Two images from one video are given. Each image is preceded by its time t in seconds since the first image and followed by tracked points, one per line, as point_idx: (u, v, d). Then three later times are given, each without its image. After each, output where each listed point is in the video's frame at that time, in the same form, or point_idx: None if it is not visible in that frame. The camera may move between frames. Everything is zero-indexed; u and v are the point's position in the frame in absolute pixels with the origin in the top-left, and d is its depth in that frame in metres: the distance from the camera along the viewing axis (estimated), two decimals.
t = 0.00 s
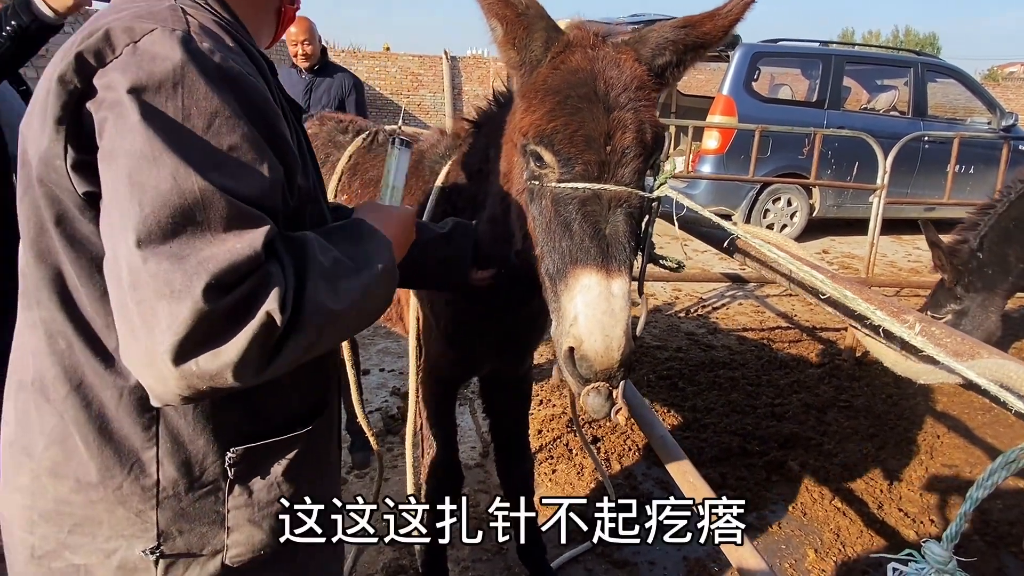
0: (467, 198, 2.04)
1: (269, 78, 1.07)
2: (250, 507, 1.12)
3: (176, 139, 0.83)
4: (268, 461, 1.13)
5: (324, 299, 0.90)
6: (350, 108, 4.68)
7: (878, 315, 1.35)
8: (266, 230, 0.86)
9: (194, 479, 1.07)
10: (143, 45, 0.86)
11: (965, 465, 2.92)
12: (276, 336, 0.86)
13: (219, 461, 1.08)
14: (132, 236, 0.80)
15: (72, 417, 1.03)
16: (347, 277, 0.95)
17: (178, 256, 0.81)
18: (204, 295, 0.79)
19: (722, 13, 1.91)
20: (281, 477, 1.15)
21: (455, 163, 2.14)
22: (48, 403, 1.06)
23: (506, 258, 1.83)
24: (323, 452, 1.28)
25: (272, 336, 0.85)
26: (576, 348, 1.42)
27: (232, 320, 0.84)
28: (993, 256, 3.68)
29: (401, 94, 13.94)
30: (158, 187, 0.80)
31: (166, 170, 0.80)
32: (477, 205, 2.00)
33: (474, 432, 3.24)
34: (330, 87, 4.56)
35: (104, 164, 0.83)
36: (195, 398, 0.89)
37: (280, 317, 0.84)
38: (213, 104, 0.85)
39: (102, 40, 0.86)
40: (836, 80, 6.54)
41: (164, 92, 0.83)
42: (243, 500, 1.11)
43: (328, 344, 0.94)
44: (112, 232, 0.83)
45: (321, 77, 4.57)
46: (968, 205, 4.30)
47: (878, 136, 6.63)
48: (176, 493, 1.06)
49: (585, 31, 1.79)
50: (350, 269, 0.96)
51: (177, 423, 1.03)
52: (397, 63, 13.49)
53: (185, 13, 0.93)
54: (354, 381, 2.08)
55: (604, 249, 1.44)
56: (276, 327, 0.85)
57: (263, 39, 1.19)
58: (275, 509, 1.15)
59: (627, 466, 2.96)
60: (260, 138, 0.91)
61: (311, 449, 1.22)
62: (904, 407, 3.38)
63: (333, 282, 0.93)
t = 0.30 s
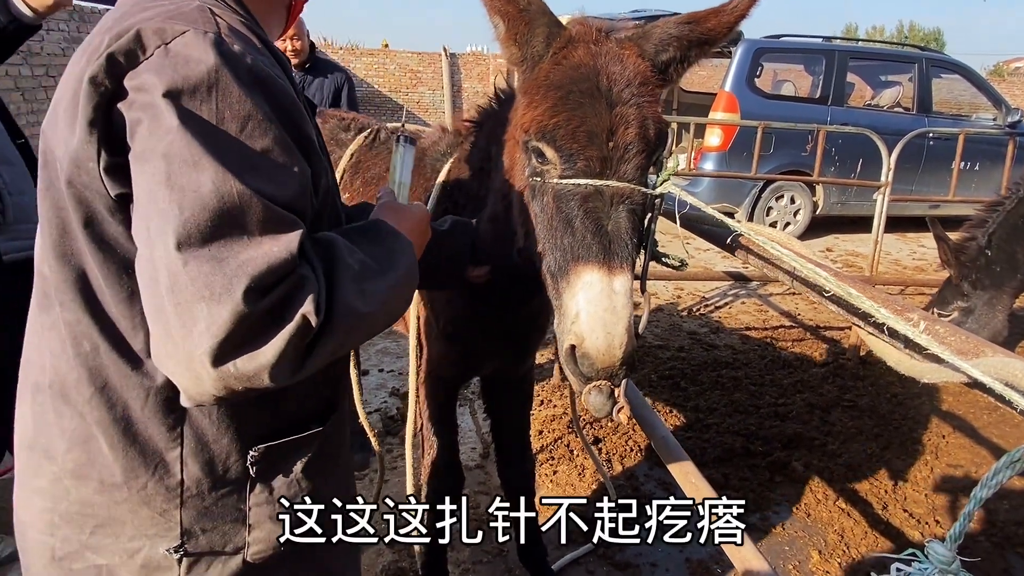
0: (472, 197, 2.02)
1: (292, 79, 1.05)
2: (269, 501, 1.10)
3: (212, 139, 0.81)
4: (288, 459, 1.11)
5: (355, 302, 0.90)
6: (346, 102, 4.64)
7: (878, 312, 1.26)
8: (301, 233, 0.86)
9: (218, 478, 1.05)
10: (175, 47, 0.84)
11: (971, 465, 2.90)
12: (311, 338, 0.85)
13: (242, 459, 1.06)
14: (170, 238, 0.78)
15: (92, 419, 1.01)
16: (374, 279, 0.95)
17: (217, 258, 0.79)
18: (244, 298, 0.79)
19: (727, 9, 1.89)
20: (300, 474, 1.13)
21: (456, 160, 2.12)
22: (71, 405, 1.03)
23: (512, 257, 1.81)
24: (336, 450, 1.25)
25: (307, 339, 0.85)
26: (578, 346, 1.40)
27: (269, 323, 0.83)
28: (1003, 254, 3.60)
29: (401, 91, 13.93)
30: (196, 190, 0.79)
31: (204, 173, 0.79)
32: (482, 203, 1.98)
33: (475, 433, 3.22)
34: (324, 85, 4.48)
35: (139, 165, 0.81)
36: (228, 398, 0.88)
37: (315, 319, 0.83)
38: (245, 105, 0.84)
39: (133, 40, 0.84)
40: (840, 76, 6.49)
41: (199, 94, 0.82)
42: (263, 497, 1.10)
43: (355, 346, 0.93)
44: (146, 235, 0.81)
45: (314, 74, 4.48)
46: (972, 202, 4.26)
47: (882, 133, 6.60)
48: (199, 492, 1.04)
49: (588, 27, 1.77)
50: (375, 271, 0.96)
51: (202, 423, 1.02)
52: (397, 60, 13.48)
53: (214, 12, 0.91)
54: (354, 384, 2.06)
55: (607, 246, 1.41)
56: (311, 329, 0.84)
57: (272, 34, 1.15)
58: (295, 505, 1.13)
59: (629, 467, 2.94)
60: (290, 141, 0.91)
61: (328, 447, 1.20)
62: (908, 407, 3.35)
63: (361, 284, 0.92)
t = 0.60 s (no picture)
0: (472, 195, 2.02)
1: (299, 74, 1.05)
2: (285, 488, 1.11)
3: (231, 133, 0.81)
4: (303, 451, 1.12)
5: (371, 291, 0.91)
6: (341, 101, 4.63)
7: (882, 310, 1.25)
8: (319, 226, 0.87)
9: (236, 470, 1.05)
10: (190, 43, 0.84)
11: (973, 463, 2.90)
12: (331, 326, 0.86)
13: (259, 452, 1.06)
14: (194, 230, 0.78)
15: (107, 416, 1.01)
16: (382, 270, 0.96)
17: (241, 249, 0.79)
18: (269, 287, 0.79)
19: (724, 2, 1.88)
20: (312, 466, 1.13)
21: (455, 158, 2.11)
22: (86, 405, 1.02)
23: (512, 255, 1.81)
24: (349, 444, 1.23)
25: (328, 327, 0.85)
26: (576, 344, 1.39)
27: (291, 312, 0.83)
28: (1005, 251, 3.56)
29: (401, 90, 13.92)
30: (218, 182, 0.79)
31: (225, 165, 0.79)
32: (482, 201, 1.98)
33: (475, 433, 3.22)
34: (319, 85, 4.47)
35: (157, 159, 0.81)
36: (249, 390, 0.88)
37: (337, 307, 0.84)
38: (261, 100, 0.84)
39: (148, 37, 0.84)
40: (841, 73, 6.47)
41: (217, 89, 0.82)
42: (280, 485, 1.11)
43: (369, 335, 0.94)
44: (165, 229, 0.80)
45: (311, 73, 4.46)
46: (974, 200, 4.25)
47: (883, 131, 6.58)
48: (216, 486, 1.05)
49: (584, 22, 1.76)
50: (381, 262, 0.98)
51: (219, 417, 1.02)
52: (396, 59, 13.47)
53: (225, 8, 0.91)
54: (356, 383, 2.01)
55: (603, 244, 1.41)
56: (332, 317, 0.85)
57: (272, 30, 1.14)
58: (308, 498, 1.13)
59: (629, 467, 2.94)
60: (304, 135, 0.91)
61: (340, 440, 1.20)
62: (909, 405, 3.34)
63: (373, 275, 0.93)
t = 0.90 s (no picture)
0: (472, 193, 2.02)
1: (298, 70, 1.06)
2: (288, 486, 1.12)
3: (235, 126, 0.81)
4: (305, 448, 1.12)
5: (376, 283, 0.91)
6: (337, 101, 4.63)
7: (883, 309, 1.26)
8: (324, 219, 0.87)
9: (239, 466, 1.06)
10: (191, 38, 0.83)
11: (973, 462, 2.89)
12: (338, 317, 0.86)
13: (262, 447, 1.07)
14: (200, 223, 0.78)
15: (108, 413, 1.00)
16: (385, 263, 0.96)
17: (248, 241, 0.79)
18: (277, 278, 0.79)
19: None
20: (315, 463, 1.14)
21: (454, 156, 2.10)
22: (88, 402, 1.02)
23: (513, 254, 1.80)
24: (350, 441, 1.24)
25: (335, 318, 0.85)
26: (576, 345, 1.39)
27: (298, 304, 0.83)
28: (1003, 252, 3.58)
29: (400, 89, 13.92)
30: (223, 175, 0.78)
31: (230, 157, 0.79)
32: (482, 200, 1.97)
33: (476, 431, 3.22)
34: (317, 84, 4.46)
35: (161, 153, 0.80)
36: (257, 382, 0.87)
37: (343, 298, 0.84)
38: (263, 94, 0.84)
39: (148, 32, 0.84)
40: (841, 71, 6.47)
41: (220, 82, 0.82)
42: (283, 482, 1.11)
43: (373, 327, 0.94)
44: (170, 223, 0.80)
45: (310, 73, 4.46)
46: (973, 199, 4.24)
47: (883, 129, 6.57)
48: (220, 481, 1.05)
49: (581, 20, 1.76)
50: (384, 255, 0.98)
51: (222, 412, 1.02)
52: (396, 58, 13.47)
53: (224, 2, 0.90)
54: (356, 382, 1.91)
55: (603, 244, 1.40)
56: (338, 309, 0.85)
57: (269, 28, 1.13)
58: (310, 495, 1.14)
59: (630, 466, 2.94)
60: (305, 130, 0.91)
61: (341, 437, 1.20)
62: (910, 404, 3.34)
63: (376, 268, 0.94)
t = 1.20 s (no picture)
0: (471, 192, 2.02)
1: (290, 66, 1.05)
2: (287, 487, 1.12)
3: (233, 120, 0.81)
4: (303, 447, 1.13)
5: (374, 278, 0.92)
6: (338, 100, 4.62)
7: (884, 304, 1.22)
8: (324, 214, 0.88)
9: (237, 465, 1.06)
10: (186, 33, 0.83)
11: (973, 461, 2.89)
12: (339, 310, 0.87)
13: (257, 444, 1.07)
14: (202, 217, 0.77)
15: (104, 413, 1.00)
16: (382, 258, 0.97)
17: (251, 236, 0.79)
18: (282, 272, 0.79)
19: None
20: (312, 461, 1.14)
21: (455, 154, 2.10)
22: (84, 402, 1.01)
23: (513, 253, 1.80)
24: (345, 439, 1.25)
25: (336, 311, 0.86)
26: (581, 342, 1.39)
27: (301, 298, 0.83)
28: (1002, 251, 3.58)
29: (400, 88, 13.90)
30: (223, 169, 0.78)
31: (230, 152, 0.79)
32: (481, 199, 1.97)
33: (475, 430, 3.22)
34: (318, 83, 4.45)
35: (157, 148, 0.80)
36: (258, 378, 0.87)
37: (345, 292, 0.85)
38: (258, 90, 0.84)
39: (143, 27, 0.83)
40: (841, 70, 6.46)
41: (217, 78, 0.81)
42: (281, 484, 1.11)
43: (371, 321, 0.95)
44: (168, 217, 0.79)
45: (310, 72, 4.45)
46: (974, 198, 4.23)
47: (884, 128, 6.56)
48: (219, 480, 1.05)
49: (583, 16, 1.75)
50: (382, 251, 0.99)
51: (219, 410, 1.02)
52: (396, 56, 13.44)
53: None
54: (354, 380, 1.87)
55: (607, 240, 1.40)
56: (340, 301, 0.86)
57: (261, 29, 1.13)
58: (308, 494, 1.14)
59: (630, 465, 2.93)
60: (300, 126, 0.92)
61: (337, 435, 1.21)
62: (911, 403, 3.34)
63: (373, 262, 0.94)
